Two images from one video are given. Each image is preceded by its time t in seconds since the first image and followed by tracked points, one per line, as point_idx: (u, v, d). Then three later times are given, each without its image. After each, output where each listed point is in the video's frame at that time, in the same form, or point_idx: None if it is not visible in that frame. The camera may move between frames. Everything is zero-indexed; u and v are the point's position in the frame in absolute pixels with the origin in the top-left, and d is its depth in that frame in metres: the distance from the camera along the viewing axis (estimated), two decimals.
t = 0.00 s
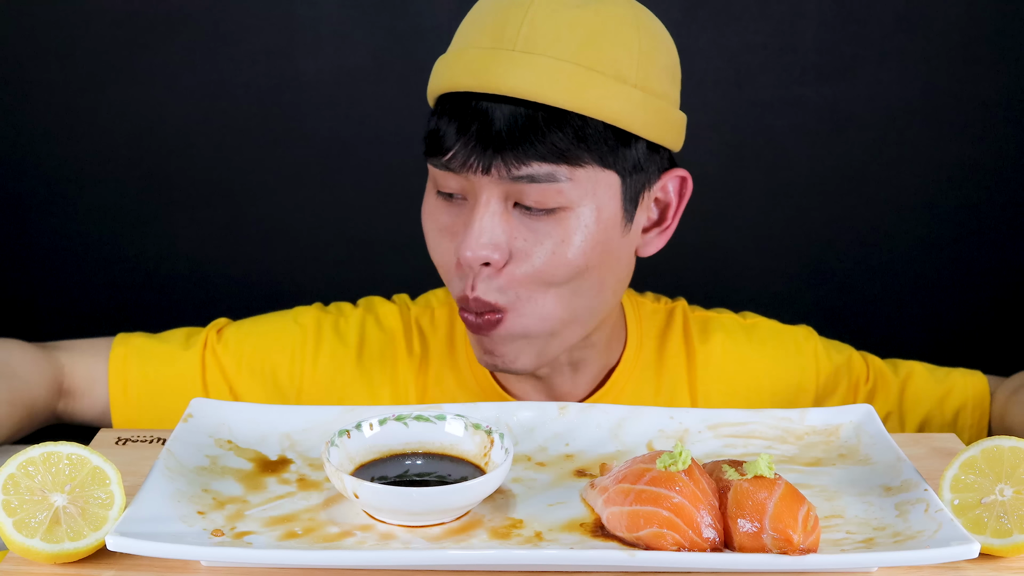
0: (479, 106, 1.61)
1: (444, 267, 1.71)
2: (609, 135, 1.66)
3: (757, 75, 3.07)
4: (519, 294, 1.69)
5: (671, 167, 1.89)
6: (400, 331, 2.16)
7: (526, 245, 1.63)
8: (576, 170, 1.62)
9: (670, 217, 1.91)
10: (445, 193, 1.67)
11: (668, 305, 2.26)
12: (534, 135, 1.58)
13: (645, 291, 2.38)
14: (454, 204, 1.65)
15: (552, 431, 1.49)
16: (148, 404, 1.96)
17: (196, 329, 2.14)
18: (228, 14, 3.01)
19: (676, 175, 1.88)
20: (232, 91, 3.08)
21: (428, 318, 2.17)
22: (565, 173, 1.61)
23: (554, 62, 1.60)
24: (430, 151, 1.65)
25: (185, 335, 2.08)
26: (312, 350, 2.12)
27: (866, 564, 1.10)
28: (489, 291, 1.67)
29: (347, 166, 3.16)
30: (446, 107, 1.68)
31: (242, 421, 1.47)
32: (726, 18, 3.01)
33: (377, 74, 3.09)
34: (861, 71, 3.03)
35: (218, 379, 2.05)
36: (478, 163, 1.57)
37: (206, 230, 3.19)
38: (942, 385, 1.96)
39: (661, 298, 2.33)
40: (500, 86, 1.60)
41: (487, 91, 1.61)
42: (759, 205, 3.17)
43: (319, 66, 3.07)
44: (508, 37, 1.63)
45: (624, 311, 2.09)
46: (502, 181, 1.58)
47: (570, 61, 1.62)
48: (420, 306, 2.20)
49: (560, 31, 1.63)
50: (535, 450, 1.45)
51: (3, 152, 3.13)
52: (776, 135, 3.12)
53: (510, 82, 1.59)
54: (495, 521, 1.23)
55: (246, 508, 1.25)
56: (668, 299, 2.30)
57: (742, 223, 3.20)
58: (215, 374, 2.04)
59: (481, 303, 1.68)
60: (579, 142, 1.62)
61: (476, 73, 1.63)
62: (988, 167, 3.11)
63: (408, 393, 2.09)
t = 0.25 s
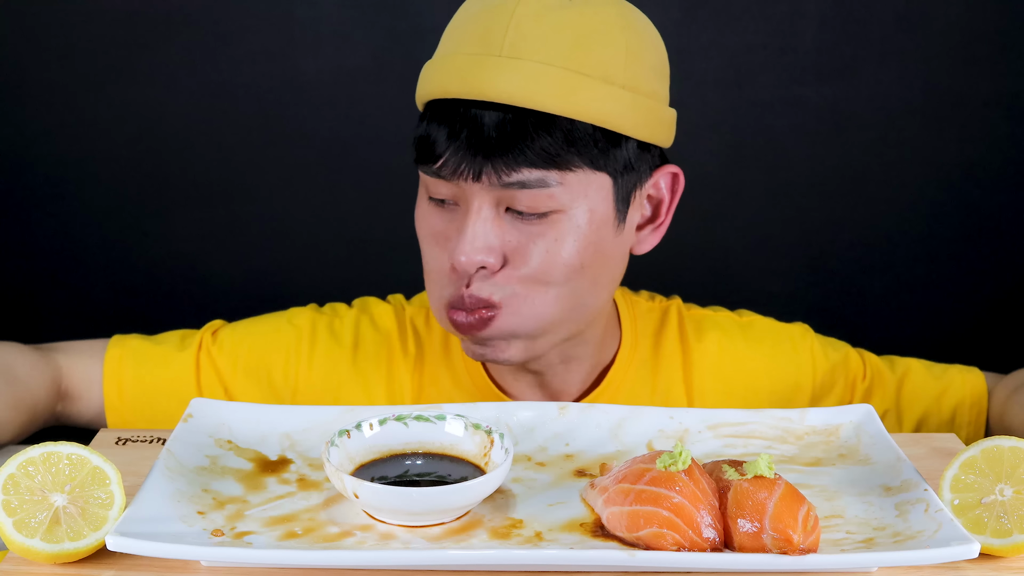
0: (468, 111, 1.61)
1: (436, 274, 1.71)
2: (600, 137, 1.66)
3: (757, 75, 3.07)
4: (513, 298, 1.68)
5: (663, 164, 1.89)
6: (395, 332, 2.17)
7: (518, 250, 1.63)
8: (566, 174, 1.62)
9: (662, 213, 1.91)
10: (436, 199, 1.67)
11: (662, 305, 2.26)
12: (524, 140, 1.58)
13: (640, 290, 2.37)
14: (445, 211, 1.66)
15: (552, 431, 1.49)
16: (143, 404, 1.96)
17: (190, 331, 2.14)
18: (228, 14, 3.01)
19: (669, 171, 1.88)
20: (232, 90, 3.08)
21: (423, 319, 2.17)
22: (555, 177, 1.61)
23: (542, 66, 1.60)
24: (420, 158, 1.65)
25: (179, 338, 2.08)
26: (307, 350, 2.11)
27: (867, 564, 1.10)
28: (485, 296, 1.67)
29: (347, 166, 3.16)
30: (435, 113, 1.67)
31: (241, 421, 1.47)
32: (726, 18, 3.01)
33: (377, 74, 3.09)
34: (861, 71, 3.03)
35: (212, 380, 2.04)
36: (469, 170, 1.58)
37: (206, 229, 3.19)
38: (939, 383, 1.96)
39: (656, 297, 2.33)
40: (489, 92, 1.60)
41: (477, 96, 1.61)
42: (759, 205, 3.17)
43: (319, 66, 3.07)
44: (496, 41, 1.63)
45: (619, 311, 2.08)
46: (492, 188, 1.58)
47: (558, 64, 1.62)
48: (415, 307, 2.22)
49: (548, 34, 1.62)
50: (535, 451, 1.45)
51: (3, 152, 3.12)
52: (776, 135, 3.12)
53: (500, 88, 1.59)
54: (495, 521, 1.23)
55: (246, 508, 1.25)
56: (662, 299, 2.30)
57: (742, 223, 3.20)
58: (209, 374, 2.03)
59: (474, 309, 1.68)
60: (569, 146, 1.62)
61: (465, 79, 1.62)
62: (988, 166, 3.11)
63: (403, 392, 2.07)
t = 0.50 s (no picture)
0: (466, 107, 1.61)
1: (435, 273, 1.71)
2: (598, 133, 1.66)
3: (757, 75, 3.07)
4: (512, 296, 1.68)
5: (659, 163, 1.90)
6: (393, 332, 2.16)
7: (518, 244, 1.64)
8: (565, 167, 1.63)
9: (658, 212, 1.90)
10: (435, 196, 1.67)
11: (660, 304, 2.26)
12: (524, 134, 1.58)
13: (638, 289, 2.37)
14: (444, 207, 1.66)
15: (552, 431, 1.49)
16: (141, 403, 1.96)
17: (190, 333, 2.14)
18: (228, 14, 3.01)
19: (664, 170, 1.89)
20: (232, 91, 3.08)
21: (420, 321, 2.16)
22: (554, 170, 1.61)
23: (542, 61, 1.59)
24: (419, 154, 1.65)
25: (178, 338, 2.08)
26: (305, 351, 2.11)
27: (867, 565, 1.10)
28: (483, 295, 1.67)
29: (347, 166, 3.16)
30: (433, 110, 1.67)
31: (241, 421, 1.47)
32: (726, 18, 3.01)
33: (377, 75, 3.08)
34: (861, 71, 3.03)
35: (211, 381, 2.04)
36: (468, 164, 1.58)
37: (206, 230, 3.19)
38: (938, 383, 1.96)
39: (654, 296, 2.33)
40: (489, 88, 1.59)
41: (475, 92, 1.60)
42: (759, 205, 3.17)
43: (318, 65, 3.07)
44: (494, 37, 1.62)
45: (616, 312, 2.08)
46: (492, 181, 1.58)
47: (557, 60, 1.61)
48: (413, 307, 2.21)
49: (546, 30, 1.62)
50: (535, 451, 1.45)
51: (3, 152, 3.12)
52: (776, 135, 3.11)
53: (499, 84, 1.58)
54: (495, 521, 1.23)
55: (246, 508, 1.25)
56: (660, 298, 2.29)
57: (742, 223, 3.20)
58: (207, 376, 2.04)
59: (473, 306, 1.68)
60: (569, 140, 1.62)
61: (463, 76, 1.61)
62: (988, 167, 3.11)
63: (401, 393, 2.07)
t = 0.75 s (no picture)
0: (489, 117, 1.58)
1: (464, 282, 1.70)
2: (620, 131, 1.66)
3: (757, 75, 3.07)
4: (549, 299, 1.69)
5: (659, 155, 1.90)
6: (391, 331, 2.16)
7: (554, 250, 1.64)
8: (596, 168, 1.63)
9: (663, 205, 1.91)
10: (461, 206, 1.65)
11: (659, 302, 2.26)
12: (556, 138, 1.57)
13: (637, 287, 2.37)
14: (473, 217, 1.64)
15: (552, 431, 1.49)
16: (141, 406, 1.95)
17: (189, 336, 2.14)
18: (228, 14, 3.01)
19: (665, 162, 1.89)
20: (232, 90, 3.08)
21: (417, 321, 2.16)
22: (588, 172, 1.61)
23: (568, 64, 1.57)
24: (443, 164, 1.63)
25: (177, 341, 2.08)
26: (304, 350, 2.11)
27: (866, 565, 1.10)
28: (520, 300, 1.68)
29: (347, 166, 3.16)
30: (451, 120, 1.62)
31: (241, 421, 1.47)
32: (726, 18, 3.00)
33: (377, 75, 3.08)
34: (861, 71, 3.03)
35: (210, 384, 2.03)
36: (503, 172, 1.57)
37: (206, 229, 3.19)
38: (938, 382, 1.95)
39: (654, 294, 2.33)
40: (518, 94, 1.56)
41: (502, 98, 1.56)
42: (759, 205, 3.17)
43: (318, 65, 3.07)
44: (513, 42, 1.58)
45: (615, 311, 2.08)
46: (528, 188, 1.57)
47: (580, 61, 1.59)
48: (411, 306, 2.20)
49: (562, 32, 1.59)
50: (535, 450, 1.45)
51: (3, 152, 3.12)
52: (776, 135, 3.11)
53: (530, 91, 1.55)
54: (495, 521, 1.23)
55: (246, 508, 1.25)
56: (659, 296, 2.29)
57: (742, 223, 3.20)
58: (207, 379, 2.02)
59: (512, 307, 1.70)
60: (598, 140, 1.62)
61: (488, 83, 1.57)
62: (989, 167, 3.11)
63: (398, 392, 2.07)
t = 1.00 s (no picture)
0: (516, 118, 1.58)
1: (488, 284, 1.69)
2: (638, 125, 1.69)
3: (757, 76, 3.07)
4: (576, 297, 1.70)
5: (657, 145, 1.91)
6: (388, 331, 2.15)
7: (586, 247, 1.65)
8: (622, 164, 1.65)
9: (666, 196, 1.93)
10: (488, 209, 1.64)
11: (656, 302, 2.26)
12: (584, 136, 1.59)
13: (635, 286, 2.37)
14: (501, 219, 1.64)
15: (552, 431, 1.49)
16: (139, 408, 1.95)
17: (186, 338, 2.14)
18: (228, 14, 3.01)
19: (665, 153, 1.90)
20: (232, 91, 3.08)
21: (413, 321, 2.15)
22: (616, 169, 1.63)
23: (591, 62, 1.59)
24: (468, 168, 1.62)
25: (175, 344, 2.08)
26: (301, 351, 2.11)
27: (866, 565, 1.10)
28: (547, 298, 1.68)
29: (347, 166, 3.16)
30: (474, 124, 1.62)
31: (241, 421, 1.47)
32: (726, 17, 3.00)
33: (377, 75, 3.08)
34: (861, 71, 3.03)
35: (208, 386, 2.03)
36: (536, 172, 1.57)
37: (205, 229, 3.19)
38: (937, 380, 1.95)
39: (651, 293, 2.33)
40: (547, 94, 1.56)
41: (529, 98, 1.57)
42: (759, 206, 3.17)
43: (318, 65, 3.07)
44: (534, 42, 1.58)
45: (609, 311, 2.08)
46: (561, 187, 1.59)
47: (600, 58, 1.61)
48: (408, 306, 2.19)
49: (579, 30, 1.60)
50: (535, 451, 1.45)
51: (3, 152, 3.12)
52: (776, 135, 3.11)
53: (560, 90, 1.56)
54: (495, 521, 1.23)
55: (246, 508, 1.25)
56: (655, 295, 2.29)
57: (742, 223, 3.20)
58: (204, 381, 2.02)
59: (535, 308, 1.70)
60: (622, 137, 1.64)
61: (515, 84, 1.57)
62: (988, 166, 3.11)
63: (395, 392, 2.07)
